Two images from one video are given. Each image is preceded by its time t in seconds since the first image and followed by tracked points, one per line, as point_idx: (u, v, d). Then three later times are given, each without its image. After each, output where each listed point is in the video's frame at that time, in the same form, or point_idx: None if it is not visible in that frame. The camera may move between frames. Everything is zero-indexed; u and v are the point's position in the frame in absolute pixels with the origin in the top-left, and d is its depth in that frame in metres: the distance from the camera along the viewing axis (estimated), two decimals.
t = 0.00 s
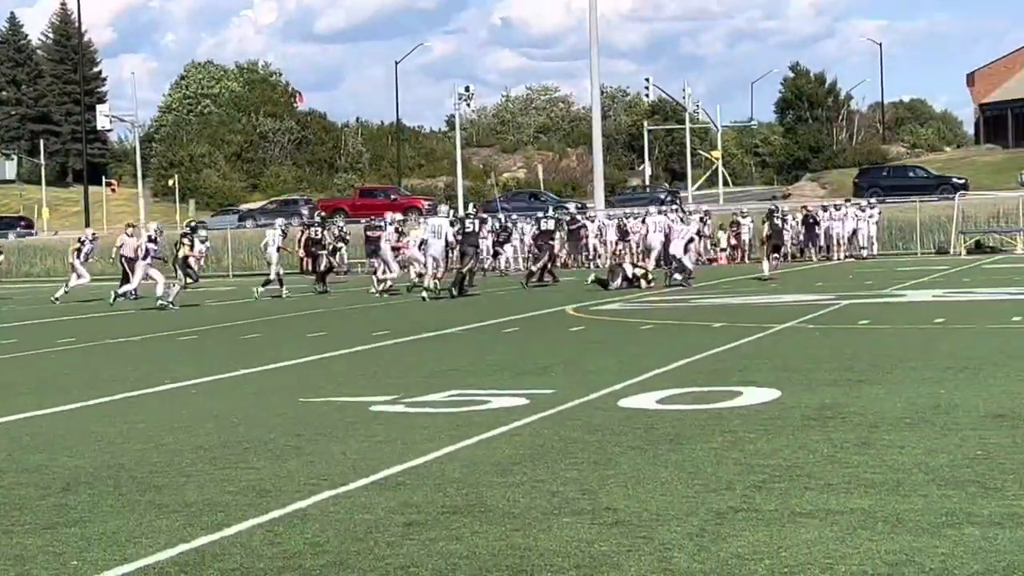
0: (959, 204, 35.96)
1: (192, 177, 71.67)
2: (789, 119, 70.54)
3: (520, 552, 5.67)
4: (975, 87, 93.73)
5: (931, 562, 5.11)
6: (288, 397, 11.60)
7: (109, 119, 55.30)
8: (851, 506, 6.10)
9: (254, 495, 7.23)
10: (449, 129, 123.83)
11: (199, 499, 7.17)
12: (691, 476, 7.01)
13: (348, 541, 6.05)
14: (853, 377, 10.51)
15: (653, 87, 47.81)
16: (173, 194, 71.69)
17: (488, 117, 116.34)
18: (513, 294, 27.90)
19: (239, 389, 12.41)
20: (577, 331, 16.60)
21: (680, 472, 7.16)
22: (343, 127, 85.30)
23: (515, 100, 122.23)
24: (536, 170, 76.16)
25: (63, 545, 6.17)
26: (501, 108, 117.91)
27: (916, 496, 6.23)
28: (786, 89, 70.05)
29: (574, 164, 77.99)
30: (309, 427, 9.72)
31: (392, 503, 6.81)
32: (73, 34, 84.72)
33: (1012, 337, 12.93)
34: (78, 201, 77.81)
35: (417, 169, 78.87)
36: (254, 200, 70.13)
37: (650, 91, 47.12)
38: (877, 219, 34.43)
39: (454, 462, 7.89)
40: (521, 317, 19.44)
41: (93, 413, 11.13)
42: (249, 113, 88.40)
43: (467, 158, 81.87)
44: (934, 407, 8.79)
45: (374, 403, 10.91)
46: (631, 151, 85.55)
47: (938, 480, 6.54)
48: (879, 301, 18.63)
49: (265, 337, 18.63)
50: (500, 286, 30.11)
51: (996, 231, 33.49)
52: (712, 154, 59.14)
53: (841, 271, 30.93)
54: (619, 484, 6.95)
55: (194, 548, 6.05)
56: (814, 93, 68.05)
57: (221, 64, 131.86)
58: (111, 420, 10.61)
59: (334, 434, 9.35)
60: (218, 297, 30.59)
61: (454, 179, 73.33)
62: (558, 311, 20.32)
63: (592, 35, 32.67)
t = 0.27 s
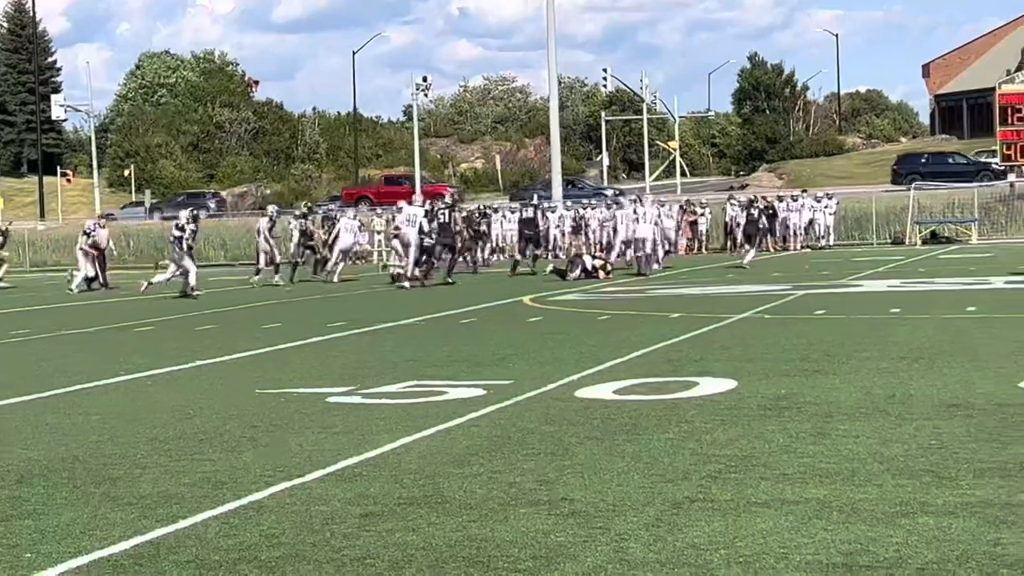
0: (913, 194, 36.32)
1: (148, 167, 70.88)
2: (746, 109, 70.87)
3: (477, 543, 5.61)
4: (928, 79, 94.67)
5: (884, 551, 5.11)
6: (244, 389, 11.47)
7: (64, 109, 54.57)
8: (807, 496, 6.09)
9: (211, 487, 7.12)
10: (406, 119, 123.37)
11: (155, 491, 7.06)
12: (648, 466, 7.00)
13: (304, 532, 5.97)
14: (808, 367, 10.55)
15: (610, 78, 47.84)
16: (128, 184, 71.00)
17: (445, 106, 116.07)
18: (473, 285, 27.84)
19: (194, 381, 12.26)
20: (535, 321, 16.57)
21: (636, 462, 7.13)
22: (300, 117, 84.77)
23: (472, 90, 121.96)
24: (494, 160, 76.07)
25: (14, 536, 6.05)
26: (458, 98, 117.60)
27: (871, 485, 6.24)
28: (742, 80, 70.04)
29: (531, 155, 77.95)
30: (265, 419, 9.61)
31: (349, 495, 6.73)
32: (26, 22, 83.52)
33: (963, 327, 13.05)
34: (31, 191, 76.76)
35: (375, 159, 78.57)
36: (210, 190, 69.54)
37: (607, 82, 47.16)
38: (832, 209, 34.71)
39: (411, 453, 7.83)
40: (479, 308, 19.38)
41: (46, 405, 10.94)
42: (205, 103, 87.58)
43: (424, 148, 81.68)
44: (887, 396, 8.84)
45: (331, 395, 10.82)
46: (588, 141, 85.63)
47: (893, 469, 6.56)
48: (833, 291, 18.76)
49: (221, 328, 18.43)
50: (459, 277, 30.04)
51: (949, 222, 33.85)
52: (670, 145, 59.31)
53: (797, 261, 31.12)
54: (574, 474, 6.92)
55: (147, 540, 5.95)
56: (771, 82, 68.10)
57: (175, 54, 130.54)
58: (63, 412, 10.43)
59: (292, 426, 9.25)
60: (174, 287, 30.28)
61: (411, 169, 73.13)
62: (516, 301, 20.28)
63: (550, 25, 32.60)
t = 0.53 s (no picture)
0: (878, 188, 36.57)
1: (111, 160, 70.11)
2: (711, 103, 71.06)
3: (440, 537, 5.57)
4: (891, 75, 95.33)
5: (847, 544, 5.11)
6: (207, 383, 11.36)
7: (26, 102, 53.90)
8: (771, 490, 6.09)
9: (175, 481, 7.05)
10: (371, 112, 122.86)
11: (117, 486, 6.97)
12: (611, 460, 6.98)
13: (269, 527, 5.91)
14: (772, 361, 10.58)
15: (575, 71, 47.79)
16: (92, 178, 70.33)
17: (410, 100, 115.64)
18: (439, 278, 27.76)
19: (157, 375, 12.12)
20: (500, 315, 16.52)
21: (601, 456, 7.12)
22: (265, 110, 84.22)
23: (437, 84, 121.58)
24: (459, 154, 75.86)
25: None
26: (423, 91, 117.19)
27: (834, 480, 6.24)
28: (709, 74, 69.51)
29: (497, 149, 77.79)
30: (229, 414, 9.50)
31: (312, 490, 6.67)
32: None
33: (926, 320, 13.13)
34: None
35: (340, 152, 78.20)
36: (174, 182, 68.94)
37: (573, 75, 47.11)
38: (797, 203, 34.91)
39: (373, 449, 7.76)
40: (443, 303, 19.29)
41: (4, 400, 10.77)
42: (168, 96, 86.76)
43: (390, 142, 81.39)
44: (850, 390, 8.86)
45: (295, 389, 10.73)
46: (553, 135, 85.57)
47: (856, 463, 6.57)
48: (798, 285, 18.84)
49: (184, 322, 18.24)
50: (424, 271, 29.96)
51: (913, 216, 34.12)
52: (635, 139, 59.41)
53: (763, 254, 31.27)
54: (539, 468, 6.90)
55: (109, 535, 5.88)
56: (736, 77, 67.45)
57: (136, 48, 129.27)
58: (23, 408, 10.28)
59: (258, 421, 9.15)
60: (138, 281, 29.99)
61: (376, 163, 72.86)
62: (481, 296, 20.22)
63: (516, 19, 32.51)
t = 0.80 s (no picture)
0: (846, 185, 36.75)
1: (79, 156, 69.49)
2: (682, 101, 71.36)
3: (408, 534, 5.53)
4: (859, 73, 95.98)
5: (814, 541, 5.11)
6: (174, 380, 11.26)
7: None
8: (737, 486, 6.09)
9: (140, 478, 6.97)
10: (340, 109, 122.30)
11: (82, 483, 6.88)
12: (578, 457, 6.95)
13: (235, 523, 5.85)
14: (740, 357, 10.61)
15: (545, 68, 47.81)
16: (58, 174, 69.59)
17: (380, 96, 115.18)
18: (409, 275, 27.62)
19: (124, 371, 12.01)
20: (469, 312, 16.46)
21: (569, 453, 7.10)
22: (233, 106, 83.63)
23: (407, 81, 121.36)
24: (429, 150, 75.74)
25: None
26: (392, 87, 116.94)
27: (801, 476, 6.25)
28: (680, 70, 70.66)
29: (467, 146, 77.71)
30: (196, 411, 9.42)
31: (279, 487, 6.61)
32: None
33: (892, 317, 13.20)
34: None
35: (310, 149, 77.73)
36: (142, 178, 68.31)
37: (543, 73, 47.03)
38: (765, 200, 35.10)
39: (342, 445, 7.71)
40: (412, 299, 19.19)
41: None
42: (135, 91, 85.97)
43: (360, 139, 81.01)
44: (817, 386, 8.88)
45: (263, 386, 10.65)
46: (523, 132, 85.58)
47: (823, 459, 6.58)
48: (766, 282, 18.93)
49: (151, 319, 18.07)
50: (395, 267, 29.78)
51: (881, 213, 34.38)
52: (606, 136, 59.38)
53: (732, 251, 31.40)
54: (507, 465, 6.87)
55: (75, 532, 5.80)
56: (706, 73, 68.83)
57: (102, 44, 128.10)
58: None
59: (225, 417, 9.08)
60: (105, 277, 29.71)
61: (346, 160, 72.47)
62: (448, 293, 20.13)
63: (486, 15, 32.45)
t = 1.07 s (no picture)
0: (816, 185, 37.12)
1: (48, 153, 68.78)
2: (653, 99, 71.57)
3: (378, 533, 5.49)
4: (829, 73, 96.44)
5: (783, 539, 5.10)
6: (143, 378, 11.17)
7: None
8: (707, 485, 6.08)
9: (108, 477, 6.89)
10: (310, 106, 121.76)
11: (49, 482, 6.80)
12: (550, 456, 6.93)
13: (204, 523, 5.79)
14: (710, 356, 10.61)
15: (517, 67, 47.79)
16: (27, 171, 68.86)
17: (351, 94, 114.77)
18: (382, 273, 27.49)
19: (91, 370, 11.88)
20: (440, 310, 16.40)
21: (538, 451, 7.07)
22: (203, 104, 83.06)
23: (379, 78, 120.82)
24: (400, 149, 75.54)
25: None
26: (364, 85, 116.56)
27: (770, 474, 6.25)
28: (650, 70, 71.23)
29: (439, 144, 77.52)
30: (165, 410, 9.33)
31: (249, 486, 6.55)
32: None
33: (861, 316, 13.24)
34: None
35: (280, 147, 77.32)
36: (111, 175, 67.71)
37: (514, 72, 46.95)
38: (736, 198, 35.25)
39: (312, 444, 7.65)
40: (382, 298, 19.10)
41: None
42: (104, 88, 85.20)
43: (331, 137, 80.66)
44: (787, 386, 8.89)
45: (234, 384, 10.56)
46: (495, 130, 85.50)
47: (793, 458, 6.58)
48: (737, 280, 18.97)
49: (119, 317, 17.90)
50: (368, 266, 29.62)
51: (851, 212, 34.54)
52: (578, 135, 59.39)
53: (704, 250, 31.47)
54: (478, 463, 6.84)
55: (43, 532, 5.72)
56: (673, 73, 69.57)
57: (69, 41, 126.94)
58: None
59: (195, 416, 8.99)
60: (73, 276, 29.41)
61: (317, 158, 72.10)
62: (419, 291, 20.06)
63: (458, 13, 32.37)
